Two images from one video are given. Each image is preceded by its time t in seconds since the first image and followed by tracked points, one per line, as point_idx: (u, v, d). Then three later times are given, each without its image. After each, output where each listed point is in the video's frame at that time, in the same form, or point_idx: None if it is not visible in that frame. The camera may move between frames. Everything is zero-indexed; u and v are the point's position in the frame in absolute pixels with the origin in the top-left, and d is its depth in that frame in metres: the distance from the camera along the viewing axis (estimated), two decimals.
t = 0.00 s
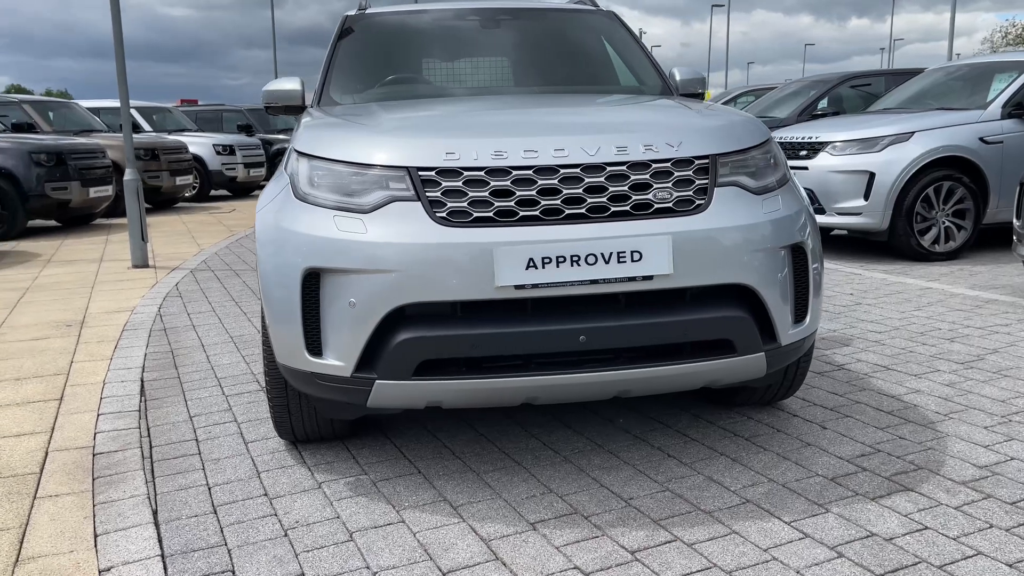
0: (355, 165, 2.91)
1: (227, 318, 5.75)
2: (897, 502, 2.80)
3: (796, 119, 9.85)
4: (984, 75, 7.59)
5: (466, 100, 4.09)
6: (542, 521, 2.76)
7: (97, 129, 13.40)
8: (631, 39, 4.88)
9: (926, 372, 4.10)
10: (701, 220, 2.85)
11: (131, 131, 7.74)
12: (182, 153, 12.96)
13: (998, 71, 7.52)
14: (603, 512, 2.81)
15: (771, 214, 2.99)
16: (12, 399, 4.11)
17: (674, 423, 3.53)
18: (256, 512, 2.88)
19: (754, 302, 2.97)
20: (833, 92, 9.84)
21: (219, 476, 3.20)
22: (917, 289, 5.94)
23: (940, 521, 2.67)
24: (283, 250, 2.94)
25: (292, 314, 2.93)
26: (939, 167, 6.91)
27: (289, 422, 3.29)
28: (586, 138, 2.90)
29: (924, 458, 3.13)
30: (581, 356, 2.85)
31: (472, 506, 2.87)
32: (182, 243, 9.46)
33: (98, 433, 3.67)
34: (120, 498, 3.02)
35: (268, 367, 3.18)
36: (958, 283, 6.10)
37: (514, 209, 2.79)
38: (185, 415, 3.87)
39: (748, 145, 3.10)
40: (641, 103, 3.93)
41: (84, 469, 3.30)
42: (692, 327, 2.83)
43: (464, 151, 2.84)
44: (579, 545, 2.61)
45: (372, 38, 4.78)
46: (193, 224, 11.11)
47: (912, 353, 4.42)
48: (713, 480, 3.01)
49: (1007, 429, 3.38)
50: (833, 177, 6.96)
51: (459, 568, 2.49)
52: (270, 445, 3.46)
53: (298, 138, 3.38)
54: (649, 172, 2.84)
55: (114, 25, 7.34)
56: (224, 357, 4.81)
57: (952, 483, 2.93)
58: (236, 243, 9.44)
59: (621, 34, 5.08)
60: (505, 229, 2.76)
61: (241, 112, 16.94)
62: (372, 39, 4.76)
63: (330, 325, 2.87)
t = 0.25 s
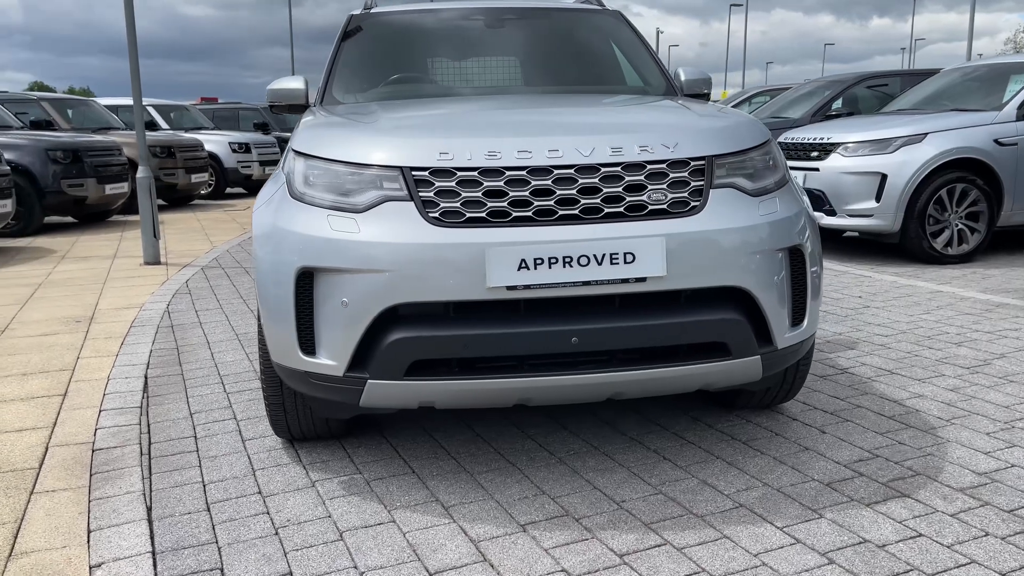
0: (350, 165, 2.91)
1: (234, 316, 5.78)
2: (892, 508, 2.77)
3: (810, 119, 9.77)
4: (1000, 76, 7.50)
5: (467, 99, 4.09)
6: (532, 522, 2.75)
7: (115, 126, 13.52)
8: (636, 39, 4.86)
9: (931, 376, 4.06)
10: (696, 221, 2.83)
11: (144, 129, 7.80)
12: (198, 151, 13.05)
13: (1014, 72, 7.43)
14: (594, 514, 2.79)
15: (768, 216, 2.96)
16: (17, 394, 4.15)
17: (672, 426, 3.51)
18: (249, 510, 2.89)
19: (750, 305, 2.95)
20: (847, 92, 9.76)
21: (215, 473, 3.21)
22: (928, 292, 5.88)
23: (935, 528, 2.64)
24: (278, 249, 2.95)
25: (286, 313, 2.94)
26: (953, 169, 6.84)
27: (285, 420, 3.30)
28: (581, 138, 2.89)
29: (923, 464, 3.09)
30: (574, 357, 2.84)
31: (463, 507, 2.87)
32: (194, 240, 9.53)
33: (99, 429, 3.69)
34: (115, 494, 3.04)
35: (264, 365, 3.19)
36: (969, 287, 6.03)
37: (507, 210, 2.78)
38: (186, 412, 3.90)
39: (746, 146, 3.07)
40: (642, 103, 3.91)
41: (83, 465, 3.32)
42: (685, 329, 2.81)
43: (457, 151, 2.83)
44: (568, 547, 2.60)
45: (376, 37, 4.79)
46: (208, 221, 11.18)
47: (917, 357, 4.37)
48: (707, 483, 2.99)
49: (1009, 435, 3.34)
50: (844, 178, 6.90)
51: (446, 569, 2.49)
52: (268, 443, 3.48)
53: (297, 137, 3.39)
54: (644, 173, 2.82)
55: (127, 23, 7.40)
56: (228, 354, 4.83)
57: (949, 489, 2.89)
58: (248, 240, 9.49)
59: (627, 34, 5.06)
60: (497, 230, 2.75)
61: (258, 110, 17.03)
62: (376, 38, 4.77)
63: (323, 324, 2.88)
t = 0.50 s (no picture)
0: (344, 163, 2.92)
1: (239, 313, 5.80)
2: (886, 512, 2.74)
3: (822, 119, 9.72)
4: (1013, 77, 7.43)
5: (467, 98, 4.09)
6: (523, 522, 2.75)
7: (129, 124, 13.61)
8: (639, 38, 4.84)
9: (933, 379, 4.02)
10: (690, 221, 2.81)
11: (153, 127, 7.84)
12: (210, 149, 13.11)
13: None
14: (586, 514, 2.78)
15: (764, 216, 2.94)
16: (20, 389, 4.19)
17: (668, 426, 3.50)
18: (243, 507, 2.90)
19: (745, 305, 2.93)
20: (859, 92, 9.70)
21: (211, 470, 3.23)
22: (935, 294, 5.83)
23: (930, 532, 2.61)
24: (273, 247, 2.96)
25: (280, 311, 2.95)
26: (963, 170, 6.78)
27: (281, 418, 3.31)
28: (575, 137, 2.88)
29: (920, 467, 3.06)
30: (566, 357, 2.84)
31: (455, 506, 2.87)
32: (204, 238, 9.57)
33: (99, 425, 3.72)
34: (111, 490, 3.05)
35: (259, 363, 3.20)
36: (978, 289, 5.97)
37: (500, 209, 2.78)
38: (185, 408, 3.92)
39: (743, 146, 3.05)
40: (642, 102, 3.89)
41: (81, 460, 3.34)
42: (678, 330, 2.80)
43: (451, 149, 2.83)
44: (557, 547, 2.59)
45: (379, 36, 4.79)
46: (219, 219, 11.23)
47: (921, 360, 4.33)
48: (701, 485, 2.97)
49: (1010, 439, 3.30)
50: (853, 179, 6.84)
51: (434, 568, 2.49)
52: (264, 440, 3.49)
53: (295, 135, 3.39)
54: (638, 173, 2.81)
55: (138, 22, 7.45)
56: (230, 352, 4.85)
57: (945, 493, 2.86)
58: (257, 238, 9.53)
59: (631, 33, 5.04)
60: (490, 229, 2.75)
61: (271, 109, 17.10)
62: (379, 37, 4.78)
63: (317, 322, 2.88)
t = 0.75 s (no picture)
0: (336, 161, 2.94)
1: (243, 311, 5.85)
2: (874, 513, 2.74)
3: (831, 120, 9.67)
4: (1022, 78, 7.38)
5: (465, 97, 4.11)
6: (510, 519, 2.76)
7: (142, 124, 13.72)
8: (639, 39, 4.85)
9: (931, 381, 4.00)
10: (679, 221, 2.82)
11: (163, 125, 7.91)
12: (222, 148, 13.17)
13: None
14: (573, 512, 2.79)
15: (754, 216, 2.95)
16: (23, 384, 4.24)
17: (661, 426, 3.51)
18: (234, 501, 2.93)
19: (735, 305, 2.94)
20: (869, 93, 9.65)
21: (205, 464, 3.26)
22: (940, 296, 5.80)
23: (916, 533, 2.60)
24: (266, 244, 2.98)
25: (273, 307, 2.98)
26: (970, 172, 6.74)
27: (275, 414, 3.34)
28: (566, 137, 2.89)
29: (911, 469, 3.05)
30: (555, 355, 2.85)
31: (444, 503, 2.88)
32: (214, 236, 9.64)
33: (98, 420, 3.76)
34: (106, 484, 3.09)
35: (254, 359, 3.23)
36: (983, 292, 5.93)
37: (490, 208, 2.79)
38: (185, 404, 3.96)
39: (735, 145, 3.05)
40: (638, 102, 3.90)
41: (79, 454, 3.39)
42: (667, 329, 2.81)
43: (442, 148, 2.85)
44: (542, 544, 2.60)
45: (380, 35, 4.82)
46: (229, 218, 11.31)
47: (920, 362, 4.32)
48: (690, 484, 2.98)
49: (1004, 442, 3.28)
50: (858, 180, 6.82)
51: (419, 564, 2.50)
52: (260, 436, 3.52)
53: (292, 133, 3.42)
54: (627, 172, 2.82)
55: (148, 22, 7.52)
56: (232, 349, 4.90)
57: (934, 495, 2.86)
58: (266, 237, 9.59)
59: (632, 33, 5.05)
60: (479, 227, 2.77)
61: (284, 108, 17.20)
62: (380, 36, 4.81)
63: (308, 319, 2.91)
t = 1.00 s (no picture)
0: (328, 159, 2.96)
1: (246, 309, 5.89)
2: (862, 512, 2.74)
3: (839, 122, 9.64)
4: None
5: (462, 97, 4.13)
6: (498, 516, 2.77)
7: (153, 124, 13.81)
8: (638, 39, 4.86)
9: (928, 382, 3.99)
10: (669, 219, 2.83)
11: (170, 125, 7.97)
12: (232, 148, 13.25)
13: None
14: (561, 509, 2.80)
15: (745, 216, 2.95)
16: (25, 379, 4.29)
17: (654, 425, 3.51)
18: (226, 496, 2.96)
19: (725, 304, 2.94)
20: (877, 95, 9.62)
21: (199, 460, 3.29)
22: (942, 299, 5.77)
23: (904, 533, 2.60)
24: (259, 241, 3.01)
25: (266, 304, 3.00)
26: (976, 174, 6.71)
27: (269, 410, 3.37)
28: (556, 136, 2.90)
29: (902, 469, 3.05)
30: (545, 353, 2.86)
31: (433, 499, 2.90)
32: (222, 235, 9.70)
33: (97, 415, 3.80)
34: (100, 477, 3.12)
35: (248, 355, 3.26)
36: (987, 294, 5.90)
37: (479, 206, 2.81)
38: (183, 400, 3.99)
39: (726, 144, 3.06)
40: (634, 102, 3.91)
41: (76, 449, 3.42)
42: (656, 327, 2.81)
43: (433, 146, 2.86)
44: (528, 540, 2.61)
45: (380, 35, 4.85)
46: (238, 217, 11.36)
47: (918, 363, 4.30)
48: (680, 482, 2.98)
49: (997, 443, 3.27)
50: (863, 182, 6.79)
51: (405, 558, 2.52)
52: (255, 432, 3.55)
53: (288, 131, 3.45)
54: (617, 171, 2.83)
55: (156, 22, 7.58)
56: (232, 346, 4.93)
57: (924, 495, 2.85)
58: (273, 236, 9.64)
59: (632, 33, 5.06)
60: (468, 225, 2.78)
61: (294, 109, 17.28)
62: (380, 36, 4.84)
63: (300, 315, 2.93)
